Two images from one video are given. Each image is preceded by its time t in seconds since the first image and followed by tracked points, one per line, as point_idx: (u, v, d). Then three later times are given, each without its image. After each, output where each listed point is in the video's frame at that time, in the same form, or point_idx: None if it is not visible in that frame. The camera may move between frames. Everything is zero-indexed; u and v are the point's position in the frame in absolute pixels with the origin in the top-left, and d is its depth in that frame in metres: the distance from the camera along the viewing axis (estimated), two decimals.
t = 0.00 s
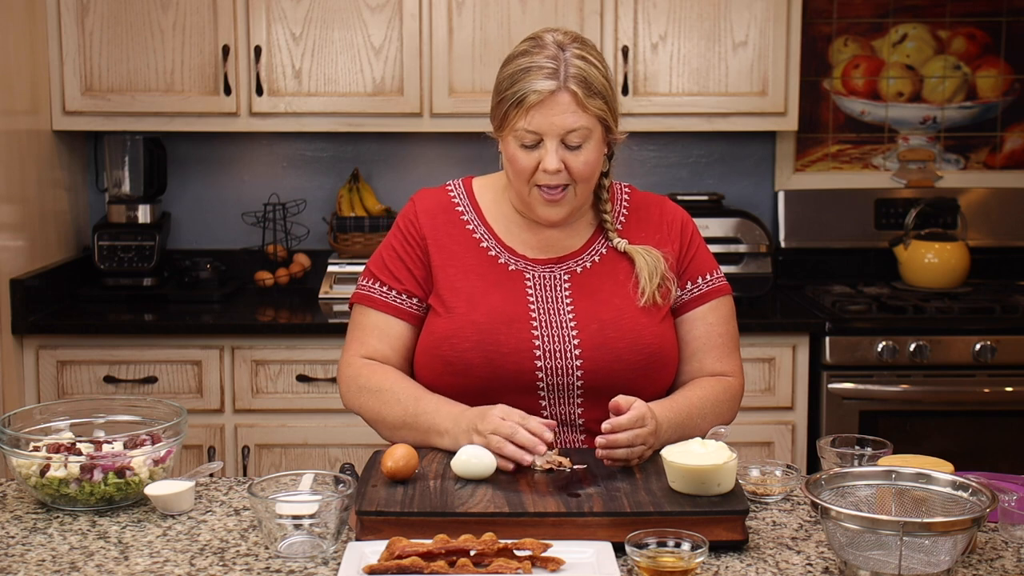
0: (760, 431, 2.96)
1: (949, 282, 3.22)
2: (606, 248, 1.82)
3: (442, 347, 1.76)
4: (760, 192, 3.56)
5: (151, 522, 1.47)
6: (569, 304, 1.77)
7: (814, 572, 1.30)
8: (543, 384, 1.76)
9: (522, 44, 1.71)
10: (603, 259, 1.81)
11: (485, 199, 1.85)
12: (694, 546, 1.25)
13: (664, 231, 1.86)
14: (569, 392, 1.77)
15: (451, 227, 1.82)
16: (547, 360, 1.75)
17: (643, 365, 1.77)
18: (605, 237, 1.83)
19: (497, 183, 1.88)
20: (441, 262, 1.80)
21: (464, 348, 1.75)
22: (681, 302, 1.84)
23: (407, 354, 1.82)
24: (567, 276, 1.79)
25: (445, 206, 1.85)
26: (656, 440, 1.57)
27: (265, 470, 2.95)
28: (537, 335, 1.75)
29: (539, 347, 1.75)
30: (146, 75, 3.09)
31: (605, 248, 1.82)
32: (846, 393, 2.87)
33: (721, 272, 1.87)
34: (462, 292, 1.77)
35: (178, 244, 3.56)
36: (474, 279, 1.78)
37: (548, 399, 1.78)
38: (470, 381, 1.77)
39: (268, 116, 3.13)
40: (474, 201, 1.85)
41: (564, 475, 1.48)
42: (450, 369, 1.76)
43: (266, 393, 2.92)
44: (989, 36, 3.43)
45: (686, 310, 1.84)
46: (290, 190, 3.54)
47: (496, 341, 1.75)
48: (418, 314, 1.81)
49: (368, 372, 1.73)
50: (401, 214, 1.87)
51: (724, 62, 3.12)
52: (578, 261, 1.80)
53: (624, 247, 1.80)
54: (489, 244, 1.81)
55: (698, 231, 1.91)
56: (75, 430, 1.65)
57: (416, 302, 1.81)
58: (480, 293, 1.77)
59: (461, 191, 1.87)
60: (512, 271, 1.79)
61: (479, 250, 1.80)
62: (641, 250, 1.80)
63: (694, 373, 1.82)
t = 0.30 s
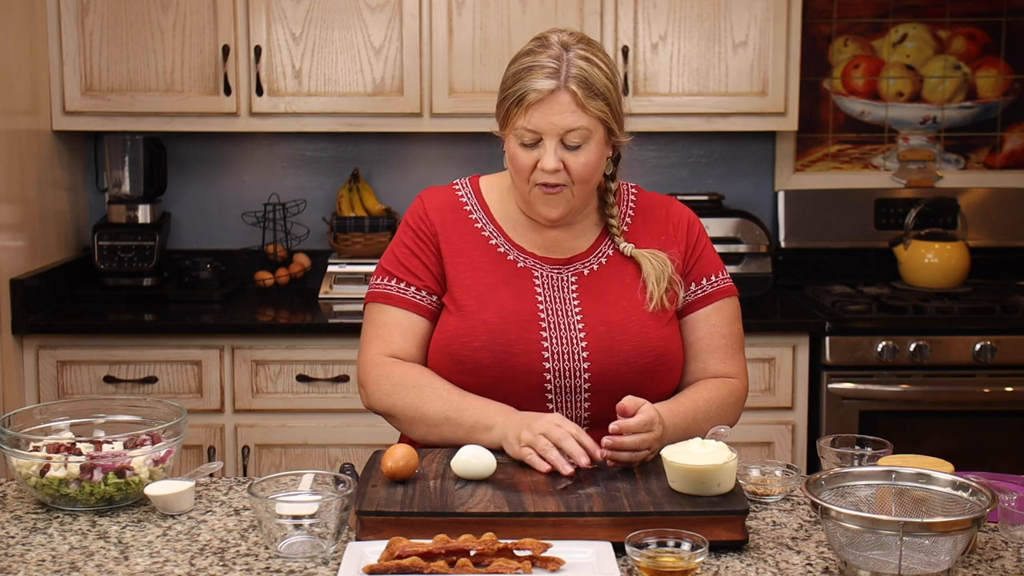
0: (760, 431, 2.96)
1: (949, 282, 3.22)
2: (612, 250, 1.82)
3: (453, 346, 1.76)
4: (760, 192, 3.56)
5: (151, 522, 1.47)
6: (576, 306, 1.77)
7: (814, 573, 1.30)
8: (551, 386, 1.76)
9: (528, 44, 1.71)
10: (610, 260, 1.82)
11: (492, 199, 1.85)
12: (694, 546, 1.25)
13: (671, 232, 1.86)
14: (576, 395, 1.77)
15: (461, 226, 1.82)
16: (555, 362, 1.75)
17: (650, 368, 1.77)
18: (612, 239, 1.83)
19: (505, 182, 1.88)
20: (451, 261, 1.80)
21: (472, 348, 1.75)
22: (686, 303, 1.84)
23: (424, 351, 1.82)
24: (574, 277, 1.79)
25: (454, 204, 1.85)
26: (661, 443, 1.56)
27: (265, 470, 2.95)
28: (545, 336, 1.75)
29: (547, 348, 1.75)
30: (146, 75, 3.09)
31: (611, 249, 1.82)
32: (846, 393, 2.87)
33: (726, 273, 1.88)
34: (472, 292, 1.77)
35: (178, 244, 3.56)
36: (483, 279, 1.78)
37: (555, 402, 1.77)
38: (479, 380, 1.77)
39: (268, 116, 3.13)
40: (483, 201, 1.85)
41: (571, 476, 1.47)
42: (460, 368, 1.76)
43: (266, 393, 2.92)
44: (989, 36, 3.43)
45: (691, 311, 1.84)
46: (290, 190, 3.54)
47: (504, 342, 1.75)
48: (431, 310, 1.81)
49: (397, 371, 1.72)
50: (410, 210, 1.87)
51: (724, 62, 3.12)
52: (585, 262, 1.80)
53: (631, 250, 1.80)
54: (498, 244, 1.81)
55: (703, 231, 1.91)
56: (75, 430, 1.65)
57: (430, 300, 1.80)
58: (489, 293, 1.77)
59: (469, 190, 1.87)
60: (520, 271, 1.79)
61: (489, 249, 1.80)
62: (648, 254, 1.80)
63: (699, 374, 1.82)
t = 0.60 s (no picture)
0: (759, 431, 2.96)
1: (948, 282, 3.22)
2: (617, 250, 1.82)
3: (450, 349, 1.76)
4: (760, 192, 3.56)
5: (151, 522, 1.47)
6: (577, 306, 1.77)
7: (814, 572, 1.30)
8: (550, 386, 1.76)
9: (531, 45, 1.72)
10: (614, 260, 1.81)
11: (496, 200, 1.85)
12: (694, 546, 1.25)
13: (677, 232, 1.85)
14: (575, 395, 1.77)
15: (463, 229, 1.82)
16: (554, 363, 1.75)
17: (651, 368, 1.77)
18: (616, 238, 1.82)
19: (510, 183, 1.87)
20: (452, 263, 1.80)
21: (470, 350, 1.75)
22: (692, 304, 1.83)
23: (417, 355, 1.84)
24: (576, 278, 1.79)
25: (457, 207, 1.85)
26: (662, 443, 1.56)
27: (265, 469, 2.95)
28: (544, 338, 1.75)
29: (545, 350, 1.75)
30: (146, 75, 3.09)
31: (616, 249, 1.82)
32: (846, 393, 2.87)
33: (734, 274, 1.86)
34: (471, 295, 1.77)
35: (178, 244, 3.56)
36: (483, 281, 1.78)
37: (554, 402, 1.78)
38: (478, 382, 1.77)
39: (268, 116, 3.13)
40: (487, 203, 1.85)
41: (565, 476, 1.47)
42: (457, 370, 1.77)
43: (266, 393, 2.92)
44: (989, 36, 3.43)
45: (698, 312, 1.83)
46: (290, 190, 3.54)
47: (501, 344, 1.75)
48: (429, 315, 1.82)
49: (386, 373, 1.75)
50: (416, 215, 1.88)
51: (724, 62, 3.12)
52: (587, 262, 1.80)
53: (635, 251, 1.79)
54: (500, 246, 1.80)
55: (712, 232, 1.90)
56: (75, 430, 1.65)
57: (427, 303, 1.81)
58: (489, 295, 1.77)
59: (473, 193, 1.87)
60: (522, 273, 1.79)
61: (490, 251, 1.80)
62: (651, 255, 1.79)
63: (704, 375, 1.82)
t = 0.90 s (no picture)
0: (760, 431, 2.96)
1: (949, 282, 3.22)
2: (617, 250, 1.81)
3: (448, 357, 1.78)
4: (760, 192, 3.56)
5: (151, 522, 1.47)
6: (576, 308, 1.77)
7: (814, 573, 1.30)
8: (550, 389, 1.77)
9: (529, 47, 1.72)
10: (614, 261, 1.80)
11: (496, 207, 1.86)
12: (694, 546, 1.25)
13: (679, 233, 1.85)
14: (576, 397, 1.77)
15: (461, 237, 1.84)
16: (552, 365, 1.75)
17: (651, 368, 1.77)
18: (617, 239, 1.82)
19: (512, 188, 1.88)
20: (450, 273, 1.81)
21: (468, 357, 1.76)
22: (697, 304, 1.83)
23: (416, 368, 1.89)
24: (576, 279, 1.79)
25: (456, 217, 1.86)
26: (659, 441, 1.56)
27: (265, 469, 2.95)
28: (542, 342, 1.75)
29: (544, 353, 1.75)
30: (146, 75, 3.09)
31: (616, 250, 1.81)
32: (846, 393, 2.87)
33: (741, 272, 1.85)
34: (469, 303, 1.78)
35: (178, 244, 3.56)
36: (481, 287, 1.79)
37: (555, 405, 1.78)
38: (477, 388, 1.78)
39: (268, 116, 3.13)
40: (486, 210, 1.86)
41: (564, 476, 1.47)
42: (456, 377, 1.78)
43: (266, 393, 2.92)
44: (989, 36, 3.43)
45: (703, 312, 1.82)
46: (290, 190, 3.54)
47: (499, 349, 1.76)
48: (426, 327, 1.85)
49: (371, 386, 1.82)
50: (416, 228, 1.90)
51: (724, 62, 3.12)
52: (587, 264, 1.80)
53: (636, 251, 1.79)
54: (498, 251, 1.81)
55: (717, 230, 1.89)
56: (75, 430, 1.65)
57: (423, 316, 1.84)
58: (487, 301, 1.78)
59: (473, 201, 1.88)
60: (520, 277, 1.79)
61: (488, 258, 1.81)
62: (652, 255, 1.78)
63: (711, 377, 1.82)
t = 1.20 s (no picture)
0: (760, 431, 2.96)
1: (949, 282, 3.22)
2: (615, 250, 1.81)
3: (450, 368, 1.79)
4: (760, 192, 3.56)
5: (151, 522, 1.47)
6: (574, 311, 1.76)
7: (814, 573, 1.30)
8: (552, 393, 1.77)
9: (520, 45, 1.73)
10: (612, 261, 1.80)
11: (494, 215, 1.86)
12: (694, 546, 1.25)
13: (678, 229, 1.84)
14: (579, 399, 1.78)
15: (460, 248, 1.84)
16: (552, 370, 1.75)
17: (651, 368, 1.76)
18: (615, 238, 1.82)
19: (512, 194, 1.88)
20: (450, 284, 1.82)
21: (470, 366, 1.77)
22: (699, 301, 1.82)
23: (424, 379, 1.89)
24: (575, 282, 1.79)
25: (455, 227, 1.87)
26: (655, 440, 1.56)
27: (265, 469, 2.95)
28: (541, 346, 1.75)
29: (543, 357, 1.75)
30: (146, 75, 3.09)
31: (614, 249, 1.81)
32: (846, 393, 2.87)
33: (745, 265, 1.84)
34: (468, 312, 1.79)
35: (178, 244, 3.56)
36: (480, 296, 1.80)
37: (559, 409, 1.79)
38: (481, 397, 1.79)
39: (268, 116, 3.13)
40: (484, 220, 1.86)
41: (565, 476, 1.47)
42: (460, 387, 1.79)
43: (266, 393, 2.92)
44: (989, 36, 3.43)
45: (705, 308, 1.82)
46: (290, 190, 3.54)
47: (499, 356, 1.76)
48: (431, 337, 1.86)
49: (379, 398, 1.83)
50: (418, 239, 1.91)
51: (724, 62, 3.12)
52: (585, 266, 1.80)
53: (631, 248, 1.78)
54: (496, 260, 1.81)
55: (718, 223, 1.87)
56: (75, 430, 1.65)
57: (427, 327, 1.85)
58: (486, 309, 1.78)
59: (471, 211, 1.88)
60: (519, 283, 1.79)
61: (486, 266, 1.81)
62: (647, 251, 1.78)
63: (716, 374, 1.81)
